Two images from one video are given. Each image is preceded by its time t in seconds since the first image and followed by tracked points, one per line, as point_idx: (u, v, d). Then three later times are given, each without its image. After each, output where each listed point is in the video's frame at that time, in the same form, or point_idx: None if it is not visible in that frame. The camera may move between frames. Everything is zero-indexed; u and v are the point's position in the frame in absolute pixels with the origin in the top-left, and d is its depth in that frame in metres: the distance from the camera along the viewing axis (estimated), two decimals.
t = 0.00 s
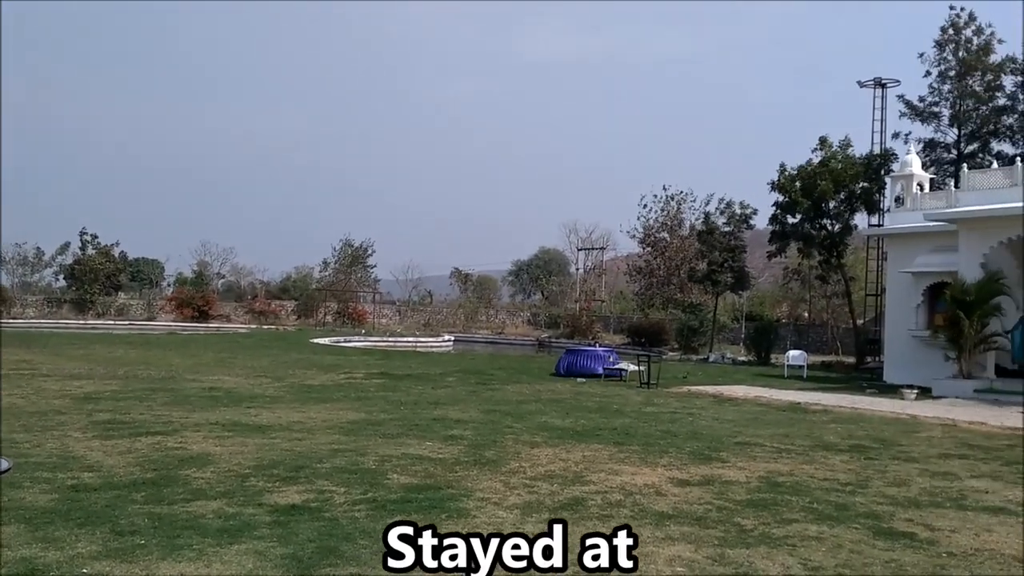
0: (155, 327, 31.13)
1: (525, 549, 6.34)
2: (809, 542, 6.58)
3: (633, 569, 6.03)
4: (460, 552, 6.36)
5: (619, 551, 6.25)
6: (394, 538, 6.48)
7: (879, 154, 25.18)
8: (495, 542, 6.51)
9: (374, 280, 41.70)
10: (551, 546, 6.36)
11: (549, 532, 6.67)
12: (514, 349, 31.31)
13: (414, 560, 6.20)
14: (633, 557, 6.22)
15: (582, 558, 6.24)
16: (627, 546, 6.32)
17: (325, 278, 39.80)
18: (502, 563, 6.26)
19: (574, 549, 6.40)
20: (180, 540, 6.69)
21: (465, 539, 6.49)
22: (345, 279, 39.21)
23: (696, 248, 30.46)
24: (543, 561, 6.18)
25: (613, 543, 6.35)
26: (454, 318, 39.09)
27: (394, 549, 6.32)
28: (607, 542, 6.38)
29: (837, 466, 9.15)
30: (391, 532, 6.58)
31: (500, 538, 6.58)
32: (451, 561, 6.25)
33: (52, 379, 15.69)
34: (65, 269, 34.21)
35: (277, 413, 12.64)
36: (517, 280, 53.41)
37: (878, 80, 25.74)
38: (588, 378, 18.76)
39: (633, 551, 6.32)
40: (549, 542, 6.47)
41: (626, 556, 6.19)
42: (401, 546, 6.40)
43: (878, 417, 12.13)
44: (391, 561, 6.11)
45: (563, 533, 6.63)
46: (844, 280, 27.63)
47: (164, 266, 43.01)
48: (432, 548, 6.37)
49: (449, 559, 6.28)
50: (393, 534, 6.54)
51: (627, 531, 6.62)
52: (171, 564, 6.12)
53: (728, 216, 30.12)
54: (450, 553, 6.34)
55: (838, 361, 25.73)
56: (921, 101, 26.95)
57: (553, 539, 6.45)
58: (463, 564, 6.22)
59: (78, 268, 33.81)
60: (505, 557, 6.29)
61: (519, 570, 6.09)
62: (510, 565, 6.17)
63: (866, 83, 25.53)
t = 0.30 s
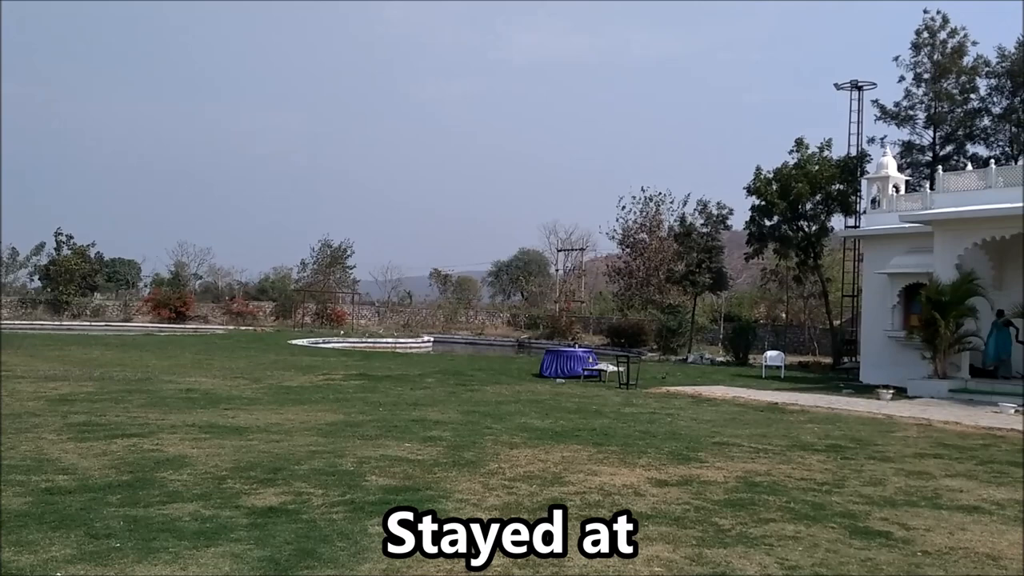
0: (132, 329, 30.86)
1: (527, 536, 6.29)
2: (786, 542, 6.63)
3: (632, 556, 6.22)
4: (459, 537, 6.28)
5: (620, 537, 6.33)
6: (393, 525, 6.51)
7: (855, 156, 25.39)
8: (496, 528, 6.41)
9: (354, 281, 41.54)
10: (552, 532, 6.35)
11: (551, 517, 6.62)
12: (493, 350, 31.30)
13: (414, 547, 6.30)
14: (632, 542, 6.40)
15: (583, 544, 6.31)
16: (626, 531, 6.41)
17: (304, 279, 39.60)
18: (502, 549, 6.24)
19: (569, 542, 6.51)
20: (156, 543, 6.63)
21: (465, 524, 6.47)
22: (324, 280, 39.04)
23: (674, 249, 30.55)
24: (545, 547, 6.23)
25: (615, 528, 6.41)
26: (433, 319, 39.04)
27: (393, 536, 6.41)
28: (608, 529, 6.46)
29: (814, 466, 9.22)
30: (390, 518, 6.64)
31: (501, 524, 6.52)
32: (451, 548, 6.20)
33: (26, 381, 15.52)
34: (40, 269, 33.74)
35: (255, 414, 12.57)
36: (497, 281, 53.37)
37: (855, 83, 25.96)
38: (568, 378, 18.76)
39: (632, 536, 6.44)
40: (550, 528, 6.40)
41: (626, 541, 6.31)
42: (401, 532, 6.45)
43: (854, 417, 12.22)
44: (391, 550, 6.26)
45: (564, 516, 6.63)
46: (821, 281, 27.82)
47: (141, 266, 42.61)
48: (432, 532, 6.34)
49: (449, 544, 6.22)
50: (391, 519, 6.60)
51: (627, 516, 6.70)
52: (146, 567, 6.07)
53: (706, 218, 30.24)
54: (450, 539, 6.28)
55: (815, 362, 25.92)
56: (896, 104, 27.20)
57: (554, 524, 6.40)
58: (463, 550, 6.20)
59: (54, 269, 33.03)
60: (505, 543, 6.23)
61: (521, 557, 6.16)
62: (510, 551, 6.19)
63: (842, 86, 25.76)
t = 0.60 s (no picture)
0: (109, 330, 30.57)
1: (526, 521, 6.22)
2: (765, 541, 6.66)
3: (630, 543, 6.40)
4: (458, 523, 6.20)
5: (618, 522, 6.31)
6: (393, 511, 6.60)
7: (834, 158, 25.60)
8: (495, 511, 6.26)
9: (334, 281, 41.37)
10: (551, 517, 6.29)
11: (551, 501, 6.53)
12: (474, 351, 31.30)
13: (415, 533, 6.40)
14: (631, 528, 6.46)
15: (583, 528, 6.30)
16: (626, 516, 6.36)
17: (284, 280, 39.40)
18: (502, 534, 6.20)
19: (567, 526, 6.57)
20: (133, 545, 6.57)
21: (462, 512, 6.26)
22: (304, 280, 38.87)
23: (654, 250, 30.61)
24: (542, 532, 6.27)
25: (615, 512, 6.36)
26: (414, 320, 39.06)
27: (393, 523, 6.48)
28: (608, 513, 6.36)
29: (793, 465, 9.27)
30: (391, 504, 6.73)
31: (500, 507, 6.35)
32: (449, 533, 6.19)
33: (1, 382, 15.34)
34: (15, 270, 33.30)
35: (234, 415, 12.50)
36: (478, 282, 53.34)
37: (833, 85, 26.15)
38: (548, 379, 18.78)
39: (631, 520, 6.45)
40: (549, 513, 6.34)
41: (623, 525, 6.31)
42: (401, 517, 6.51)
43: (832, 416, 12.30)
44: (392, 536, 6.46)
45: (564, 500, 6.54)
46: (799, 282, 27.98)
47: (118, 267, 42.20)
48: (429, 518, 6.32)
49: (448, 530, 6.16)
50: (392, 506, 6.68)
51: (628, 503, 6.62)
52: (123, 571, 6.01)
53: (686, 219, 30.37)
54: (449, 525, 6.21)
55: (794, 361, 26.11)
56: (874, 107, 27.46)
57: (553, 509, 6.32)
58: (463, 536, 6.15)
59: (29, 269, 32.74)
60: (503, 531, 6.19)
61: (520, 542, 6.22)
62: (509, 537, 6.18)
63: (821, 88, 25.96)
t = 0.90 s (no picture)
0: (91, 331, 30.30)
1: (525, 506, 6.93)
2: (748, 541, 6.69)
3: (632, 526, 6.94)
4: (458, 509, 6.91)
5: (618, 508, 6.97)
6: (398, 497, 7.23)
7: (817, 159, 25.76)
8: (495, 498, 6.96)
9: (318, 282, 41.21)
10: (551, 503, 6.99)
11: (551, 486, 7.15)
12: (459, 352, 31.26)
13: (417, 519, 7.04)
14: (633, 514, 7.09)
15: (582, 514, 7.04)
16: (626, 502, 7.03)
17: (267, 280, 39.19)
18: (502, 519, 6.92)
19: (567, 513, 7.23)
20: (115, 548, 6.52)
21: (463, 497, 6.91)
22: (288, 281, 38.68)
23: (638, 250, 30.83)
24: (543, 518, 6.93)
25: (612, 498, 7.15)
26: (398, 321, 38.99)
27: (395, 507, 7.17)
28: (608, 499, 7.09)
29: (776, 465, 9.32)
30: (393, 489, 7.32)
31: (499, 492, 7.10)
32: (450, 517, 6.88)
33: None
34: None
35: (216, 417, 12.43)
36: (462, 283, 53.31)
37: (816, 87, 26.29)
38: (532, 380, 18.78)
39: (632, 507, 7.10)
40: (549, 498, 7.03)
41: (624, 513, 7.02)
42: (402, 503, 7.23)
43: (815, 417, 12.37)
44: (393, 520, 7.02)
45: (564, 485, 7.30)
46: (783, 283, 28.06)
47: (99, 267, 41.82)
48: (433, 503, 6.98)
49: (448, 515, 6.90)
50: (395, 491, 7.27)
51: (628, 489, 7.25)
52: (104, 573, 5.96)
53: (670, 219, 30.47)
54: (450, 510, 6.93)
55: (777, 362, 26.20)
56: (858, 108, 27.62)
57: (553, 495, 7.02)
58: (463, 521, 6.84)
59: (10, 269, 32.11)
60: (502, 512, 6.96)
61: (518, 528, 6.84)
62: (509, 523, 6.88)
63: (804, 90, 26.10)
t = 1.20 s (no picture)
0: (72, 332, 30.08)
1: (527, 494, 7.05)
2: (730, 540, 6.72)
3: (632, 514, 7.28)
4: (458, 494, 7.17)
5: (619, 494, 7.20)
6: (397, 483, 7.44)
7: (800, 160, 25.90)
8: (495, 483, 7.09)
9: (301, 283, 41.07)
10: (551, 488, 7.23)
11: (551, 469, 7.41)
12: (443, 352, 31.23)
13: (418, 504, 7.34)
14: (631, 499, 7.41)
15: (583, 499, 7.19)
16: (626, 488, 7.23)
17: (250, 280, 39.01)
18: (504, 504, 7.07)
19: (566, 495, 7.55)
20: (95, 550, 6.47)
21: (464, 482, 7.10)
22: (271, 281, 38.51)
23: (621, 251, 30.89)
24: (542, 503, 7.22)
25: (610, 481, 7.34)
26: (382, 321, 38.92)
27: (394, 492, 7.40)
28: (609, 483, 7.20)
29: (759, 465, 9.35)
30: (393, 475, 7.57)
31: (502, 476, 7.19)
32: (450, 504, 7.16)
33: None
34: None
35: (198, 418, 12.35)
36: (447, 283, 53.29)
37: (799, 89, 26.45)
38: (516, 381, 18.78)
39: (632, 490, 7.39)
40: (549, 484, 7.28)
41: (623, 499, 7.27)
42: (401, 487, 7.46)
43: (797, 417, 12.43)
44: (394, 507, 7.34)
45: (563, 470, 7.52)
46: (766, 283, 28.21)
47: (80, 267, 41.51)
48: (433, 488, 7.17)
49: (448, 501, 7.17)
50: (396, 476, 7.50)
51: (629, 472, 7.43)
52: None
53: (653, 220, 30.57)
54: (450, 496, 7.18)
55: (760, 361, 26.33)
56: (841, 110, 27.78)
57: (554, 479, 7.26)
58: (463, 507, 7.10)
59: None
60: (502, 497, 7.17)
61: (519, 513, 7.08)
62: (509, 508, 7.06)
63: (787, 91, 26.23)
